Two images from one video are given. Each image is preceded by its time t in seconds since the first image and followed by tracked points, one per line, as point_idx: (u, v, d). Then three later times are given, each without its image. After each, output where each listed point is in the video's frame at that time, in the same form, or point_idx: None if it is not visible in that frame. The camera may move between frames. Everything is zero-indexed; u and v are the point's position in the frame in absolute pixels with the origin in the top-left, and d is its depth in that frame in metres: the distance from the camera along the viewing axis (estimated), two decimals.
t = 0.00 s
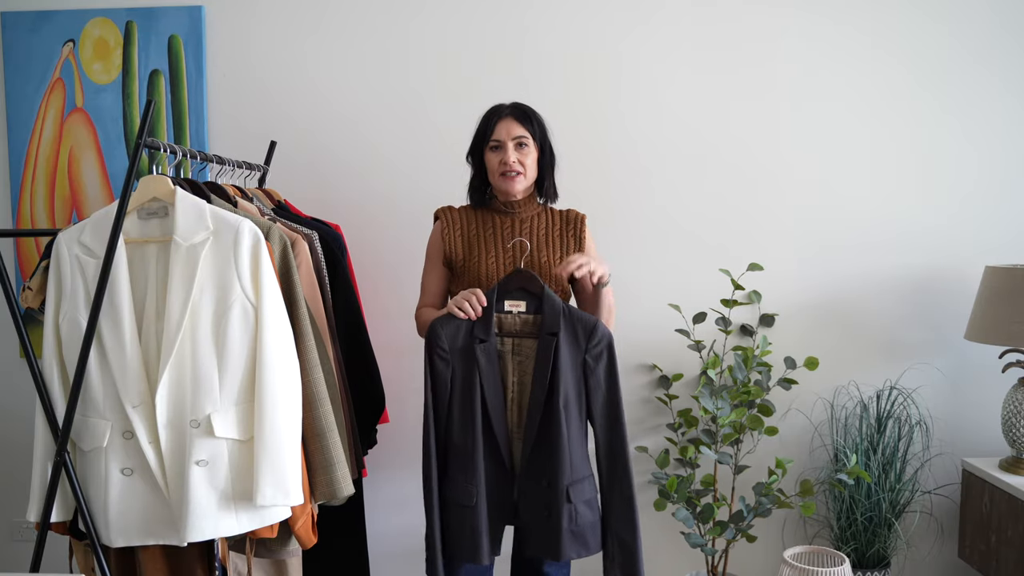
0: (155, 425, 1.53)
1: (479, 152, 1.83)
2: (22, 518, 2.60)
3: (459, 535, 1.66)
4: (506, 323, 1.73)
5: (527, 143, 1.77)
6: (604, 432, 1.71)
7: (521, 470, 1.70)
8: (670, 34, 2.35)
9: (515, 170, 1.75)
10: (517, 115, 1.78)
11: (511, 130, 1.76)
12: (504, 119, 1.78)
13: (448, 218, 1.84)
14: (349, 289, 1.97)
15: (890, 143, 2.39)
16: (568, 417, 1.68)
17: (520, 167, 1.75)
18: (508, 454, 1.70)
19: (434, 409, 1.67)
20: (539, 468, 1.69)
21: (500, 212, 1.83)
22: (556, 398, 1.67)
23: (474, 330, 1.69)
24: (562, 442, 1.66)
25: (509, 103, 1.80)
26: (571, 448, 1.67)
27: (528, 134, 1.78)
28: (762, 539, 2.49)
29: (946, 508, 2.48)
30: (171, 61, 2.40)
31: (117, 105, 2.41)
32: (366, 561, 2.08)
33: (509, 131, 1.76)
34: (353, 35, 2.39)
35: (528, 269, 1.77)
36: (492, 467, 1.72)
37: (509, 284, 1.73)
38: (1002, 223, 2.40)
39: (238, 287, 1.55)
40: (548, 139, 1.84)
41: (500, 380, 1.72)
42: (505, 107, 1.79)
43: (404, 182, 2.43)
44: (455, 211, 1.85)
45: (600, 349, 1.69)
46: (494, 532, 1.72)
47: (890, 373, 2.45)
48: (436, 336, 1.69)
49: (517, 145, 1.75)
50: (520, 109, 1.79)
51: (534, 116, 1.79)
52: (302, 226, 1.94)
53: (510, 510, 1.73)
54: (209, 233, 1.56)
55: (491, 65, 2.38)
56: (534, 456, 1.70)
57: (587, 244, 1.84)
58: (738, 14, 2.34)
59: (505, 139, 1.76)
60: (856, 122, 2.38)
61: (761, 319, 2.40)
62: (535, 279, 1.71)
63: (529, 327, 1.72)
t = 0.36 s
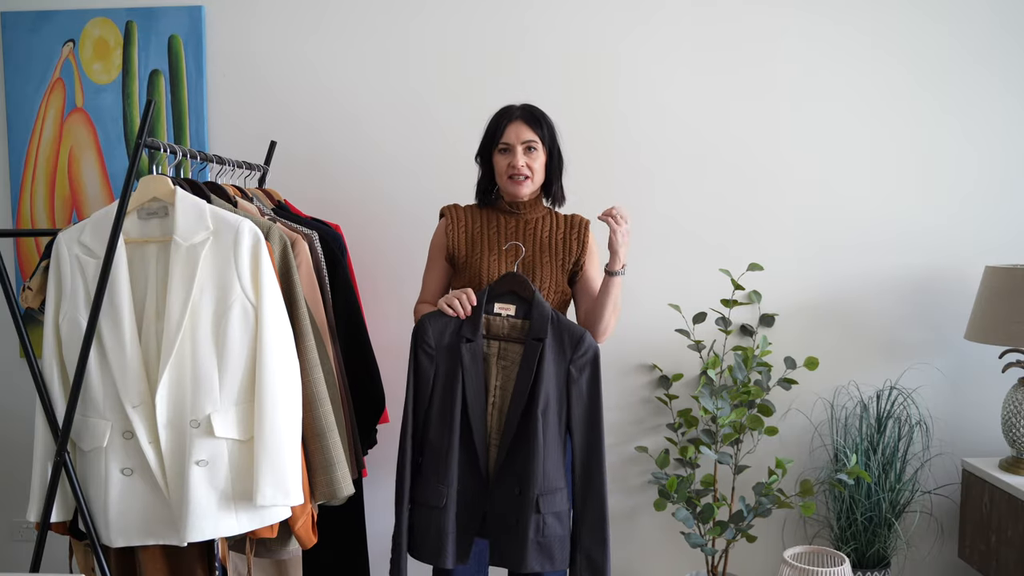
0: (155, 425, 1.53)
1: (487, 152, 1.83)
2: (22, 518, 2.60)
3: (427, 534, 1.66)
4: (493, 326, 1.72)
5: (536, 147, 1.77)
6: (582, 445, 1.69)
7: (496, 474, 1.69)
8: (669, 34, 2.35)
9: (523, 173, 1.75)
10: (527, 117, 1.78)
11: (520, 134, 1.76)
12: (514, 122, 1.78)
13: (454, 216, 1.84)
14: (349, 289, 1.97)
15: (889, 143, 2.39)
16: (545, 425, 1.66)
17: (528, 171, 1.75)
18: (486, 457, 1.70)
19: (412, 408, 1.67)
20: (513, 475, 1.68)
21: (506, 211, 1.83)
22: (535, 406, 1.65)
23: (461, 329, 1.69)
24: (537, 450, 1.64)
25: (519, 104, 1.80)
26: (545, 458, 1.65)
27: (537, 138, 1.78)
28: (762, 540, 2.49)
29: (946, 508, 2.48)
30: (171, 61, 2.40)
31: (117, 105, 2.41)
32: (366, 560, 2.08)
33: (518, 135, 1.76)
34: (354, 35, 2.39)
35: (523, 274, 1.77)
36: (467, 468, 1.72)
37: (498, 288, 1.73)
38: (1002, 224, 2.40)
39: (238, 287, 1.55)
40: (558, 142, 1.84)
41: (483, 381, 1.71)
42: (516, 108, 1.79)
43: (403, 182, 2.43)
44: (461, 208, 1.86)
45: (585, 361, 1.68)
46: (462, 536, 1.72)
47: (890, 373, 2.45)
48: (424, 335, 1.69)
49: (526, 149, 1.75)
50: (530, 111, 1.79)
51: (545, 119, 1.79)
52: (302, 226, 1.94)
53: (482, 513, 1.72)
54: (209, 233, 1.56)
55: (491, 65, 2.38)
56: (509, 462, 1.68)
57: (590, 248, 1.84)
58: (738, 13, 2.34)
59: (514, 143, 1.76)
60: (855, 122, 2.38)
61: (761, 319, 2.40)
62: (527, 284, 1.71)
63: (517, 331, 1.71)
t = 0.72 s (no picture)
0: (155, 425, 1.53)
1: (492, 151, 1.82)
2: (22, 518, 2.60)
3: (425, 537, 1.65)
4: (486, 326, 1.72)
5: (542, 146, 1.77)
6: (577, 444, 1.69)
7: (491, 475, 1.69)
8: (669, 34, 2.35)
9: (528, 172, 1.75)
10: (533, 116, 1.78)
11: (526, 132, 1.75)
12: (520, 120, 1.77)
13: (455, 213, 1.83)
14: (349, 288, 1.97)
15: (889, 143, 2.39)
16: (540, 425, 1.66)
17: (533, 170, 1.75)
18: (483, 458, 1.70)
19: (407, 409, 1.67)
20: (509, 476, 1.68)
21: (508, 211, 1.83)
22: (529, 406, 1.65)
23: (454, 330, 1.69)
24: (533, 450, 1.64)
25: (526, 102, 1.79)
26: (541, 458, 1.65)
27: (543, 137, 1.78)
28: (762, 539, 2.49)
29: (946, 508, 2.48)
30: (171, 61, 2.40)
31: (117, 105, 2.41)
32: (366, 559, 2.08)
33: (524, 133, 1.75)
34: (354, 35, 2.39)
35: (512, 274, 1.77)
36: (464, 469, 1.72)
37: (491, 287, 1.72)
38: (1002, 224, 2.40)
39: (238, 287, 1.55)
40: (563, 142, 1.84)
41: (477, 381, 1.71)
42: (523, 106, 1.79)
43: (403, 181, 2.43)
44: (462, 206, 1.85)
45: (578, 360, 1.68)
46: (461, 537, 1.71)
47: (890, 373, 2.45)
48: (418, 336, 1.69)
49: (532, 148, 1.75)
50: (536, 110, 1.79)
51: (551, 119, 1.79)
52: (302, 226, 1.94)
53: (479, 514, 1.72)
54: (209, 233, 1.56)
55: (491, 65, 2.38)
56: (505, 462, 1.68)
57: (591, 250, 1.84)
58: (737, 13, 2.34)
59: (520, 141, 1.75)
60: (855, 122, 2.38)
61: (761, 319, 2.40)
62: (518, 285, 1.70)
63: (510, 331, 1.71)
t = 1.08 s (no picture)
0: (155, 424, 1.53)
1: (493, 150, 1.83)
2: (22, 518, 2.60)
3: (435, 535, 1.65)
4: (490, 325, 1.72)
5: (543, 150, 1.77)
6: (584, 439, 1.70)
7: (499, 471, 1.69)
8: (669, 34, 2.35)
9: (527, 175, 1.76)
10: (536, 118, 1.78)
11: (529, 135, 1.75)
12: (523, 121, 1.77)
13: (451, 216, 1.83)
14: (348, 288, 1.97)
15: (890, 144, 2.39)
16: (547, 423, 1.66)
17: (532, 174, 1.76)
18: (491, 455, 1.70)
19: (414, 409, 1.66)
20: (517, 472, 1.69)
21: (504, 212, 1.83)
22: (535, 403, 1.66)
23: (459, 329, 1.68)
24: (540, 447, 1.65)
25: (529, 104, 1.79)
26: (548, 454, 1.66)
27: (544, 139, 1.78)
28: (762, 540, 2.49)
29: (946, 508, 2.48)
30: (171, 61, 2.40)
31: (117, 104, 2.41)
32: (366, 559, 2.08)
33: (526, 136, 1.76)
34: (353, 34, 2.39)
35: (515, 272, 1.76)
36: (472, 466, 1.72)
37: (495, 285, 1.71)
38: (1002, 223, 2.40)
39: (238, 287, 1.55)
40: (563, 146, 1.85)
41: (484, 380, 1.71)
42: (526, 107, 1.79)
43: (403, 181, 2.43)
44: (459, 207, 1.85)
45: (583, 357, 1.68)
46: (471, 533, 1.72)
47: (890, 373, 2.45)
48: (424, 336, 1.69)
49: (533, 151, 1.75)
50: (540, 112, 1.79)
51: (553, 122, 1.80)
52: (302, 226, 1.94)
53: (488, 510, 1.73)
54: (209, 233, 1.56)
55: (491, 64, 2.38)
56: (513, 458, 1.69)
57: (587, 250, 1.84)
58: (737, 13, 2.34)
59: (522, 143, 1.76)
60: (855, 123, 2.38)
61: (761, 319, 2.40)
62: (523, 283, 1.70)
63: (515, 329, 1.71)
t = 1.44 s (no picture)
0: (155, 424, 1.53)
1: (482, 149, 1.83)
2: (22, 518, 2.60)
3: (450, 529, 1.65)
4: (499, 318, 1.72)
5: (529, 144, 1.77)
6: (596, 427, 1.71)
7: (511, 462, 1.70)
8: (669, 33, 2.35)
9: (515, 169, 1.75)
10: (521, 114, 1.78)
11: (514, 129, 1.76)
12: (508, 118, 1.77)
13: (446, 220, 1.83)
14: (349, 287, 1.97)
15: (890, 144, 2.39)
16: (558, 411, 1.68)
17: (520, 167, 1.75)
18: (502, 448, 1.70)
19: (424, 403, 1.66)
20: (530, 461, 1.70)
21: (496, 212, 1.82)
22: (547, 393, 1.67)
23: (468, 323, 1.68)
24: (553, 436, 1.66)
25: (514, 101, 1.80)
26: (560, 443, 1.67)
27: (530, 134, 1.78)
28: (762, 540, 2.49)
29: (946, 508, 2.48)
30: (171, 61, 2.40)
31: (117, 104, 2.41)
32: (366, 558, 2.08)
33: (511, 131, 1.76)
34: (353, 34, 2.39)
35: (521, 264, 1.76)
36: (485, 459, 1.72)
37: (502, 278, 1.72)
38: (1002, 223, 2.40)
39: (238, 287, 1.55)
40: (551, 141, 1.85)
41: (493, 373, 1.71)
42: (511, 104, 1.79)
43: (403, 181, 2.43)
44: (452, 210, 1.85)
45: (592, 347, 1.69)
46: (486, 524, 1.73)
47: (890, 373, 2.45)
48: (432, 331, 1.68)
49: (519, 145, 1.75)
50: (525, 108, 1.79)
51: (538, 117, 1.80)
52: (302, 226, 1.95)
53: (502, 501, 1.74)
54: (209, 233, 1.56)
55: (491, 64, 2.38)
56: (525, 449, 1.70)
57: (584, 247, 1.84)
58: (737, 12, 2.34)
59: (507, 139, 1.76)
60: (855, 122, 2.38)
61: (761, 319, 2.40)
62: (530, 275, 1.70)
63: (524, 322, 1.72)
